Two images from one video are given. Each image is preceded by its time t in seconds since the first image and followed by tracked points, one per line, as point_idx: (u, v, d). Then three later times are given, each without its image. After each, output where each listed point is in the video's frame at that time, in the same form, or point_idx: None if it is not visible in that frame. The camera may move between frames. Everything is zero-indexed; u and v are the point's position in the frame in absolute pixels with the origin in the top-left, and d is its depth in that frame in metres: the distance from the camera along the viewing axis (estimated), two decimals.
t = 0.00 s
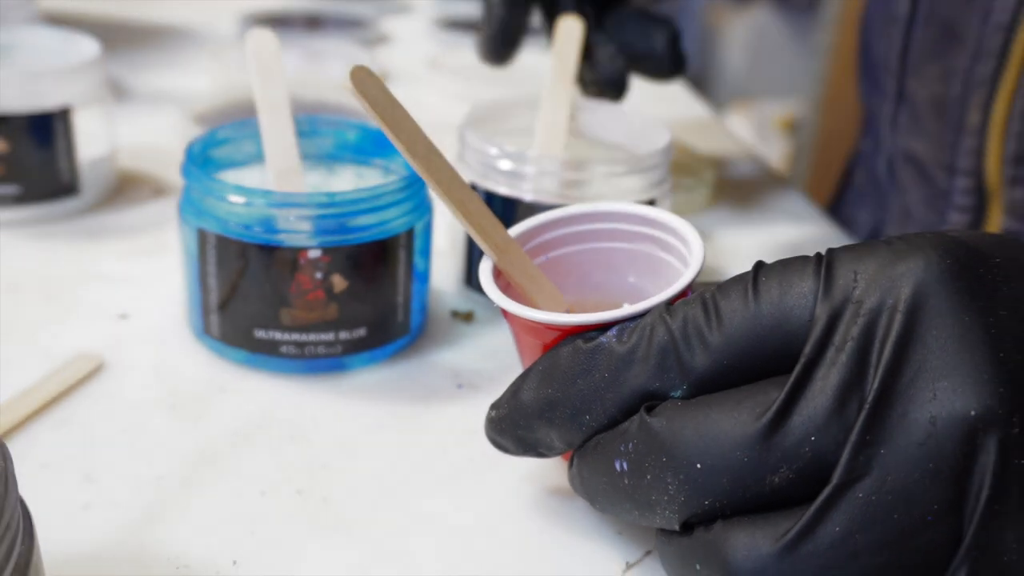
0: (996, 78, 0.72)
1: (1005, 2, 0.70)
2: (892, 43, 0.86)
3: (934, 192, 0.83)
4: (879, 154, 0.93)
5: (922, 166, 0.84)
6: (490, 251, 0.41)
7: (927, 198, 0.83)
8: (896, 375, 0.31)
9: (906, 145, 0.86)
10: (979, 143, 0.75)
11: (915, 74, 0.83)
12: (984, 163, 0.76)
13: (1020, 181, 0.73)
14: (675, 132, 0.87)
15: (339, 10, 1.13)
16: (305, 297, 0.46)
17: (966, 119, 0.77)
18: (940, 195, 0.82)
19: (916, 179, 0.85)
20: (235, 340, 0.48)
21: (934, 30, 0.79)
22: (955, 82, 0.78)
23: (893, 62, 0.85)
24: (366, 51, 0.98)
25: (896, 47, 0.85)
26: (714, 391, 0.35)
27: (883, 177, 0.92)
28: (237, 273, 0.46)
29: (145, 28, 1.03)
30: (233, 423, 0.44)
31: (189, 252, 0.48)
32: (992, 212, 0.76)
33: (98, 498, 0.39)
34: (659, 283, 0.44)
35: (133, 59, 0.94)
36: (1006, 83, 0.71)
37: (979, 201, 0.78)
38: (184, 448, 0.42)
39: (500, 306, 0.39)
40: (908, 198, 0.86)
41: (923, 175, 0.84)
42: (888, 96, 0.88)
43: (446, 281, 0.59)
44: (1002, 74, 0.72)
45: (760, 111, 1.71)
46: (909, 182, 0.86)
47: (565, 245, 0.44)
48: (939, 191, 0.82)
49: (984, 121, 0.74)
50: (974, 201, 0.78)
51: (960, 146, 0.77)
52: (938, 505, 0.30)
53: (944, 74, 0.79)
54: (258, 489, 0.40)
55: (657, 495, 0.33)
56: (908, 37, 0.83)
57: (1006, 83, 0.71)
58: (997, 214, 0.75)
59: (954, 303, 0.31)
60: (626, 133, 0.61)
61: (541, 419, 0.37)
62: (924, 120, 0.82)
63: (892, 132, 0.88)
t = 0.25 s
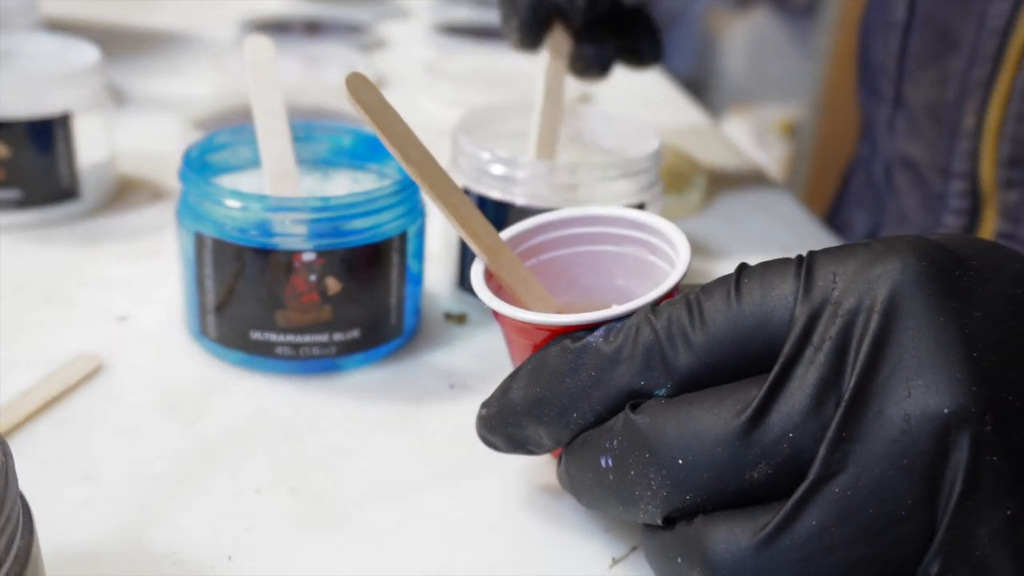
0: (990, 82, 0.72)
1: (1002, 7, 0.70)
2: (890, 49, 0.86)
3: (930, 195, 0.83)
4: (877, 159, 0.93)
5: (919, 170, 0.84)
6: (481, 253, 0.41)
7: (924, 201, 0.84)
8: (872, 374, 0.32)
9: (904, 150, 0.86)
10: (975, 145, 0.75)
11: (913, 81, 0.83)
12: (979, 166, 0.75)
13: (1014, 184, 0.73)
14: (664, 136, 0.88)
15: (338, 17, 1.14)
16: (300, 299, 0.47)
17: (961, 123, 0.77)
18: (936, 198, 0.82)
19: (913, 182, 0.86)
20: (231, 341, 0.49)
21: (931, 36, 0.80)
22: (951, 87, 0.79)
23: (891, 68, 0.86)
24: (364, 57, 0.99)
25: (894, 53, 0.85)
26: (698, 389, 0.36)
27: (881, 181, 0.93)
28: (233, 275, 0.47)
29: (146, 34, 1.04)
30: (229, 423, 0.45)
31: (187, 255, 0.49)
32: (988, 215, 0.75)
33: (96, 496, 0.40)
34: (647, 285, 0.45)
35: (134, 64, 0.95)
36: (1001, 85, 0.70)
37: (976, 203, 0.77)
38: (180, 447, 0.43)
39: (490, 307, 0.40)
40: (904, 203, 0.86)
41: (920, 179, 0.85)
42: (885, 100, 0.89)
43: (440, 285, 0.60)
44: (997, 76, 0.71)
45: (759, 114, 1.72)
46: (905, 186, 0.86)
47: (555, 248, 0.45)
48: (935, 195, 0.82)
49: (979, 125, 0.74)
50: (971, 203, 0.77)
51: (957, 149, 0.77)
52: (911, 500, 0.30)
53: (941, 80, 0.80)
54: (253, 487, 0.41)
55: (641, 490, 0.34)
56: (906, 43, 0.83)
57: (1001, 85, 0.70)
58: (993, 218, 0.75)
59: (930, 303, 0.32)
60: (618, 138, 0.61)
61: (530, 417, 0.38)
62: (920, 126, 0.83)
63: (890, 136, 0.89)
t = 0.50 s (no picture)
0: (979, 85, 0.73)
1: (990, 10, 0.70)
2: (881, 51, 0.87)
3: (920, 195, 0.84)
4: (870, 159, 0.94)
5: (909, 171, 0.85)
6: (473, 259, 0.42)
7: (915, 201, 0.85)
8: (852, 375, 0.32)
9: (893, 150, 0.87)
10: (964, 147, 0.76)
11: (903, 82, 0.83)
12: (968, 166, 0.76)
13: (1003, 185, 0.73)
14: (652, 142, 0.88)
15: (335, 25, 1.15)
16: (296, 305, 0.48)
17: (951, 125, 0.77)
18: (926, 198, 0.83)
19: (902, 182, 0.86)
20: (230, 347, 0.50)
21: (920, 39, 0.80)
22: (941, 89, 0.79)
23: (884, 68, 0.86)
24: (361, 64, 1.00)
25: (886, 54, 0.85)
26: (684, 390, 0.36)
27: (873, 181, 0.93)
28: (231, 282, 0.48)
29: (144, 43, 1.05)
30: (228, 427, 0.46)
31: (185, 262, 0.49)
32: (978, 214, 0.77)
33: (97, 499, 0.40)
34: (637, 289, 0.46)
35: (132, 73, 0.96)
36: (989, 87, 0.71)
37: (965, 203, 0.78)
38: (179, 450, 0.44)
39: (482, 312, 0.41)
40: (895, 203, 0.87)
41: (909, 178, 0.85)
42: (877, 101, 0.89)
43: (436, 290, 0.60)
44: (986, 79, 0.72)
45: (757, 117, 1.73)
46: (895, 185, 0.87)
47: (546, 253, 0.46)
48: (926, 195, 0.83)
49: (968, 127, 0.75)
50: (960, 203, 0.78)
51: (947, 150, 0.78)
52: (891, 497, 0.31)
53: (931, 82, 0.80)
54: (251, 489, 0.42)
55: (628, 489, 0.35)
56: (897, 44, 0.83)
57: (990, 87, 0.71)
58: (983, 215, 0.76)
59: (908, 305, 0.33)
60: (610, 144, 0.62)
61: (521, 419, 0.39)
62: (909, 126, 0.83)
63: (881, 136, 0.89)
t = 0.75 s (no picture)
0: (966, 91, 0.73)
1: (976, 18, 0.71)
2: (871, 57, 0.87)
3: (908, 200, 0.85)
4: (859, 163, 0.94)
5: (898, 176, 0.85)
6: (463, 265, 0.43)
7: (902, 206, 0.86)
8: (831, 378, 0.33)
9: (881, 154, 0.87)
10: (951, 152, 0.76)
11: (893, 88, 0.83)
12: (954, 172, 0.77)
13: (989, 189, 0.74)
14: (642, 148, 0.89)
15: (333, 33, 1.16)
16: (290, 311, 0.49)
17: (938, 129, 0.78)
18: (914, 203, 0.84)
19: (889, 186, 0.87)
20: (225, 352, 0.50)
21: (907, 45, 0.80)
22: (929, 94, 0.80)
23: (873, 74, 0.86)
24: (357, 72, 1.01)
25: (875, 59, 0.85)
26: (668, 393, 0.37)
27: (862, 185, 0.94)
28: (226, 288, 0.48)
29: (144, 52, 1.06)
30: (222, 431, 0.47)
31: (181, 268, 0.50)
32: (965, 219, 0.77)
33: (93, 502, 0.41)
34: (625, 294, 0.47)
35: (131, 81, 0.97)
36: (976, 93, 0.72)
37: (952, 208, 0.79)
38: (175, 454, 0.45)
39: (472, 317, 0.41)
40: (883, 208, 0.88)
41: (897, 182, 0.86)
42: (868, 106, 0.89)
43: (429, 295, 0.61)
44: (972, 85, 0.73)
45: (754, 123, 1.74)
46: (883, 190, 0.88)
47: (535, 259, 0.47)
48: (914, 199, 0.84)
49: (955, 132, 0.75)
50: (947, 208, 0.79)
51: (934, 156, 0.79)
52: (868, 498, 0.32)
53: (919, 87, 0.81)
54: (245, 491, 0.43)
55: (613, 490, 0.36)
56: (887, 50, 0.83)
57: (976, 93, 0.72)
58: (970, 220, 0.76)
59: (886, 310, 0.34)
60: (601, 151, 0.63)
61: (510, 421, 0.40)
62: (896, 132, 0.84)
63: (871, 142, 0.89)
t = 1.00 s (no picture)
0: (951, 90, 0.74)
1: (960, 17, 0.72)
2: (859, 57, 0.87)
3: (894, 198, 0.86)
4: (847, 162, 0.95)
5: (884, 174, 0.86)
6: (455, 265, 0.44)
7: (888, 204, 0.87)
8: (811, 374, 0.34)
9: (868, 152, 0.88)
10: (936, 150, 0.77)
11: (880, 87, 0.84)
12: (939, 169, 0.78)
13: (974, 187, 0.74)
14: (634, 150, 0.90)
15: (330, 38, 1.17)
16: (285, 310, 0.49)
17: (923, 127, 0.79)
18: (900, 200, 0.85)
19: (876, 184, 0.88)
20: (221, 351, 0.51)
21: (894, 45, 0.81)
22: (913, 92, 0.80)
23: (861, 74, 0.87)
24: (354, 76, 1.02)
25: (863, 59, 0.86)
26: (654, 389, 0.38)
27: (850, 184, 0.95)
28: (222, 288, 0.49)
29: (143, 56, 1.07)
30: (218, 428, 0.48)
31: (178, 269, 0.51)
32: (951, 215, 0.78)
33: (91, 498, 0.42)
34: (614, 293, 0.47)
35: (130, 85, 0.98)
36: (960, 91, 0.73)
37: (938, 206, 0.80)
38: (171, 451, 0.45)
39: (463, 316, 0.42)
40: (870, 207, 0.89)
41: (884, 180, 0.87)
42: (856, 105, 0.90)
43: (423, 296, 0.62)
44: (957, 83, 0.74)
45: (751, 127, 1.75)
46: (871, 188, 0.89)
47: (526, 259, 0.48)
48: (899, 197, 0.85)
49: (940, 130, 0.76)
50: (932, 205, 0.80)
51: (919, 153, 0.80)
52: (847, 491, 0.33)
53: (904, 85, 0.81)
54: (240, 488, 0.43)
55: (599, 484, 0.37)
56: (874, 50, 0.84)
57: (960, 91, 0.73)
58: (955, 217, 0.77)
59: (865, 307, 0.34)
60: (593, 153, 0.64)
61: (499, 417, 0.40)
62: (884, 130, 0.84)
63: (859, 141, 0.90)
